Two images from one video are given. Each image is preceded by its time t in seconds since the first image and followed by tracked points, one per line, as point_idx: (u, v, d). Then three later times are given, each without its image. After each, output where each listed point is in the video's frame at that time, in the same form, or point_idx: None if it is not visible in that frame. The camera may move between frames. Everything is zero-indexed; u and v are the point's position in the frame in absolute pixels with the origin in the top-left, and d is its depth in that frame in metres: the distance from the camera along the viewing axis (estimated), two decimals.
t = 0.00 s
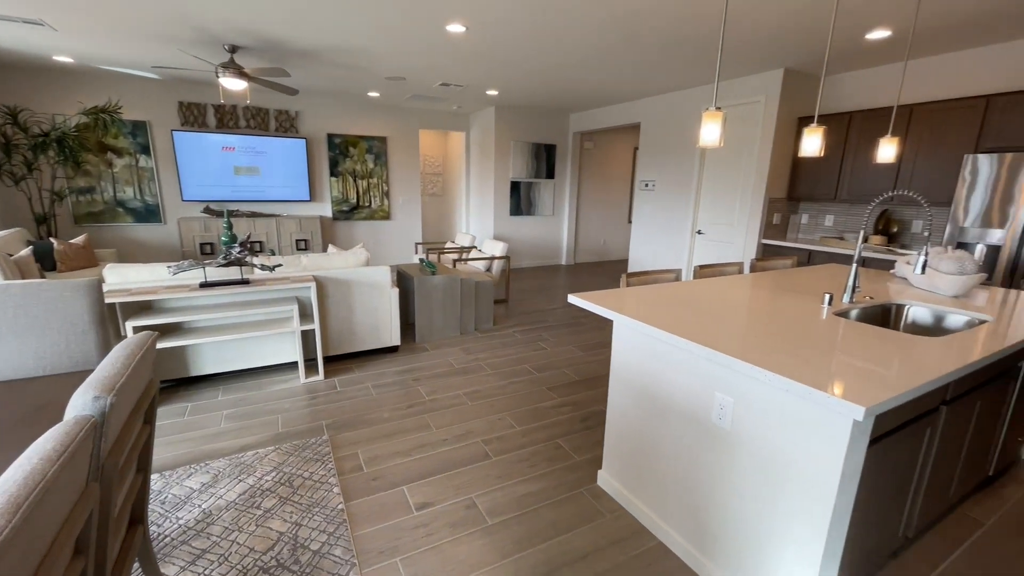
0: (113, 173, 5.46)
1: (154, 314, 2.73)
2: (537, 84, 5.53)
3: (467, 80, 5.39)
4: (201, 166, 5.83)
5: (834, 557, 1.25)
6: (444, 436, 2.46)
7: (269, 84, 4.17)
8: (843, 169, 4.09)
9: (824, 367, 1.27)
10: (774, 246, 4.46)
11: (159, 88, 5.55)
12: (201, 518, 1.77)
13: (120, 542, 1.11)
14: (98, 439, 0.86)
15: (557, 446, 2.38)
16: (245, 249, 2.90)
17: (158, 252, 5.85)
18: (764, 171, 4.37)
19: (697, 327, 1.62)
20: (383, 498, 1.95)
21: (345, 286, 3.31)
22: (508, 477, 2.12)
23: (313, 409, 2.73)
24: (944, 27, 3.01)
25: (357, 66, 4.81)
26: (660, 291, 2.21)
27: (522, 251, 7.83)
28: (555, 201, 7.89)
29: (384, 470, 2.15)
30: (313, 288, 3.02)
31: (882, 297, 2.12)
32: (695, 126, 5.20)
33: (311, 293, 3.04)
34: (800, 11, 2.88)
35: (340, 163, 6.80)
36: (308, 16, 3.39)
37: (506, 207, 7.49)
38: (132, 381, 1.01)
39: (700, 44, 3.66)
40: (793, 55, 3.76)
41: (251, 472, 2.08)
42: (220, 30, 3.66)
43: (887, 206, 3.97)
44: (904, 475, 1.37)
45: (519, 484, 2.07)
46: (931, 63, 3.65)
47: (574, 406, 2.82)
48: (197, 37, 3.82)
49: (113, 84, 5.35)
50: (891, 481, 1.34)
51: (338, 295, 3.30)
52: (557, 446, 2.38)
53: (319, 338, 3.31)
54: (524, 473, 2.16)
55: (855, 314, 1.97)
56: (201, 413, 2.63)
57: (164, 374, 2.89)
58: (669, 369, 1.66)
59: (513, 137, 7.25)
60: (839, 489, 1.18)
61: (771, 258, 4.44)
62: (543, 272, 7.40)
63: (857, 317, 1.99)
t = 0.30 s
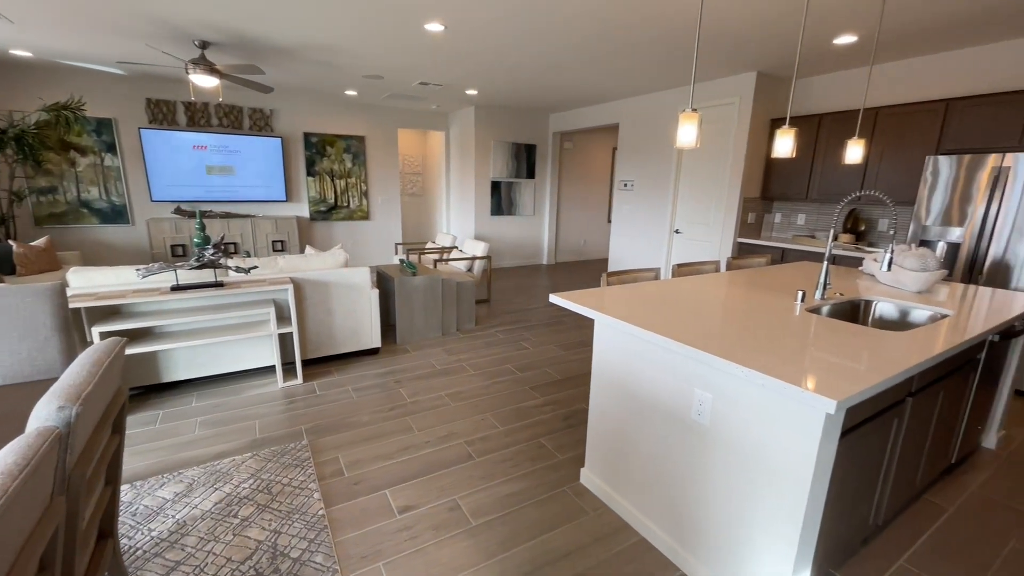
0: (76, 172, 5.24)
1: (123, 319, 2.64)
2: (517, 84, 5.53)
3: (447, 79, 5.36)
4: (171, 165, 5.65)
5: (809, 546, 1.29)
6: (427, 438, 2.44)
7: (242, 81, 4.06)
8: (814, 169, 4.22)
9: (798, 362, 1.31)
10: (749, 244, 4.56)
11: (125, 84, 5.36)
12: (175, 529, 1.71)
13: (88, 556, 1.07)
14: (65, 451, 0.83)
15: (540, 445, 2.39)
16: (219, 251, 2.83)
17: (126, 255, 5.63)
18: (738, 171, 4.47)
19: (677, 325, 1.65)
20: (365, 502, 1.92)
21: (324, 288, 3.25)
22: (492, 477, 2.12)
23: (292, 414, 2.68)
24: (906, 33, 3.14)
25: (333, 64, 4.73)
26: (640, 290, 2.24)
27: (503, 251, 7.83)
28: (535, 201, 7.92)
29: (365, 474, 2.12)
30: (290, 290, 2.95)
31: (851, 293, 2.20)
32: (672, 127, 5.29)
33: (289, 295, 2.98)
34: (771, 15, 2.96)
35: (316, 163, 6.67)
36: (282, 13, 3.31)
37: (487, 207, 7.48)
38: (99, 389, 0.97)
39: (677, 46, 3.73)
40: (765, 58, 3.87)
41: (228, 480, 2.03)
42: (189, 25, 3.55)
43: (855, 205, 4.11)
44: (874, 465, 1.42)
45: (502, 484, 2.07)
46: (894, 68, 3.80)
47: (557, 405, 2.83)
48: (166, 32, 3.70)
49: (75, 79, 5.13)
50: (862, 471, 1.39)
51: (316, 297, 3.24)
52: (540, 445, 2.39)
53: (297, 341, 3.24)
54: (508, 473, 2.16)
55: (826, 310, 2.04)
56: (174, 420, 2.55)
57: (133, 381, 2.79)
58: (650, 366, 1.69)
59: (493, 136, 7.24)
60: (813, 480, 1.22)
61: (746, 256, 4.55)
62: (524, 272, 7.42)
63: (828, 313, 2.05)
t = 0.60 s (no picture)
0: (34, 171, 4.99)
1: (86, 326, 2.52)
2: (496, 84, 5.52)
3: (425, 78, 5.31)
4: (137, 164, 5.44)
5: (785, 539, 1.32)
6: (408, 441, 2.41)
7: (212, 78, 3.94)
8: (785, 170, 4.33)
9: (772, 358, 1.34)
10: (725, 243, 4.67)
11: (86, 80, 5.13)
12: (144, 544, 1.65)
13: None
14: (20, 467, 0.78)
15: (522, 446, 2.39)
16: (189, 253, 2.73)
17: (89, 257, 5.39)
18: (714, 172, 4.57)
19: (656, 324, 1.66)
20: (345, 509, 1.89)
21: (300, 290, 3.18)
22: (475, 479, 2.10)
23: (268, 420, 2.60)
24: (871, 39, 3.26)
25: (308, 61, 4.63)
26: (620, 289, 2.26)
27: (484, 251, 7.80)
28: (515, 201, 7.92)
29: (346, 480, 2.08)
30: (265, 293, 2.88)
31: (822, 290, 2.26)
32: (649, 128, 5.36)
33: (263, 298, 2.90)
34: (744, 19, 3.03)
35: (291, 162, 6.52)
36: (253, 8, 3.22)
37: (467, 207, 7.45)
38: (57, 400, 0.92)
39: (653, 48, 3.78)
40: (738, 61, 3.96)
41: (201, 490, 1.96)
42: (154, 19, 3.41)
43: (825, 204, 4.24)
44: (845, 457, 1.47)
45: (485, 486, 2.06)
46: (860, 72, 3.94)
47: (538, 405, 2.83)
48: (130, 26, 3.56)
49: (31, 73, 4.88)
50: (835, 463, 1.43)
51: (292, 299, 3.17)
52: (522, 445, 2.39)
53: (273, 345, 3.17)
54: (491, 474, 2.14)
55: (799, 308, 2.10)
56: (143, 429, 2.46)
57: (99, 389, 2.68)
58: (630, 365, 1.70)
59: (472, 136, 7.21)
60: (788, 473, 1.25)
61: (721, 255, 4.65)
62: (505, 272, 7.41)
63: (801, 310, 2.11)
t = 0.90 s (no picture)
0: None
1: (48, 332, 2.40)
2: (476, 83, 5.49)
3: (403, 77, 5.24)
4: (103, 163, 5.22)
5: (766, 533, 1.34)
6: (390, 445, 2.37)
7: (182, 73, 3.81)
8: (761, 170, 4.43)
9: (752, 355, 1.37)
10: (703, 241, 4.77)
11: (47, 74, 4.90)
12: (112, 559, 1.58)
13: None
14: None
15: (506, 447, 2.37)
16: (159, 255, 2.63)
17: (51, 260, 5.16)
18: (692, 172, 4.64)
19: (638, 322, 1.67)
20: (326, 516, 1.84)
21: (277, 292, 3.10)
22: (459, 482, 2.08)
23: (245, 426, 2.53)
24: (841, 43, 3.36)
25: (282, 58, 4.52)
26: (602, 288, 2.27)
27: (465, 251, 7.76)
28: (497, 200, 7.90)
29: (326, 486, 2.03)
30: (240, 295, 2.79)
31: (798, 287, 2.32)
32: (628, 128, 5.42)
33: (239, 301, 2.81)
34: (720, 21, 3.09)
35: (267, 161, 6.36)
36: (224, 2, 3.13)
37: (448, 207, 7.39)
38: (13, 412, 0.87)
39: (632, 49, 3.82)
40: (715, 63, 4.03)
41: (173, 500, 1.89)
42: (119, 11, 3.28)
43: (798, 203, 4.36)
44: (822, 451, 1.50)
45: (469, 488, 2.04)
46: (830, 75, 4.07)
47: (521, 405, 2.83)
48: (93, 18, 3.41)
49: None
50: (813, 456, 1.46)
51: (269, 302, 3.09)
52: (506, 446, 2.37)
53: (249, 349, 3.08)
54: (474, 476, 2.12)
55: (776, 304, 2.14)
56: (111, 439, 2.36)
57: (63, 398, 2.56)
58: (614, 364, 1.70)
59: (453, 136, 7.17)
60: (769, 468, 1.27)
61: (700, 254, 4.73)
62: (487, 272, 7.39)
63: (778, 306, 2.16)
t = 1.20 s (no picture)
0: None
1: (8, 338, 2.29)
2: (456, 83, 5.46)
3: (383, 75, 5.18)
4: (68, 162, 5.02)
5: (745, 527, 1.37)
6: (372, 448, 2.33)
7: (151, 69, 3.68)
8: (737, 170, 4.52)
9: (730, 352, 1.39)
10: (683, 240, 4.85)
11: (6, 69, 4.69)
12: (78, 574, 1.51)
13: None
14: None
15: (489, 448, 2.36)
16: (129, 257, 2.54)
17: (12, 263, 4.93)
18: (671, 172, 4.71)
19: (620, 321, 1.68)
20: (305, 522, 1.80)
21: (253, 295, 3.02)
22: (442, 484, 2.06)
23: (220, 433, 2.46)
24: (813, 46, 3.45)
25: (257, 55, 4.41)
26: (583, 287, 2.27)
27: (447, 252, 7.71)
28: (479, 201, 7.87)
29: (306, 492, 1.99)
30: (215, 298, 2.71)
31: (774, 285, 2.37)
32: (609, 129, 5.46)
33: (213, 304, 2.73)
34: (696, 24, 3.14)
35: (242, 161, 6.20)
36: None
37: (430, 207, 7.34)
38: None
39: (611, 50, 3.86)
40: (692, 65, 4.10)
41: (145, 511, 1.82)
42: (83, 4, 3.15)
43: (773, 203, 4.46)
44: (798, 445, 1.53)
45: (452, 490, 2.02)
46: (803, 78, 4.18)
47: (504, 406, 2.82)
48: (54, 11, 3.27)
49: None
50: (789, 450, 1.49)
51: (245, 305, 3.01)
52: (489, 447, 2.36)
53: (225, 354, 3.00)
54: (458, 478, 2.11)
55: (754, 302, 2.18)
56: (77, 449, 2.26)
57: (25, 407, 2.45)
58: (596, 363, 1.71)
59: (433, 135, 7.11)
60: (748, 463, 1.29)
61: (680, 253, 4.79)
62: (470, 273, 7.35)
63: (755, 304, 2.20)
